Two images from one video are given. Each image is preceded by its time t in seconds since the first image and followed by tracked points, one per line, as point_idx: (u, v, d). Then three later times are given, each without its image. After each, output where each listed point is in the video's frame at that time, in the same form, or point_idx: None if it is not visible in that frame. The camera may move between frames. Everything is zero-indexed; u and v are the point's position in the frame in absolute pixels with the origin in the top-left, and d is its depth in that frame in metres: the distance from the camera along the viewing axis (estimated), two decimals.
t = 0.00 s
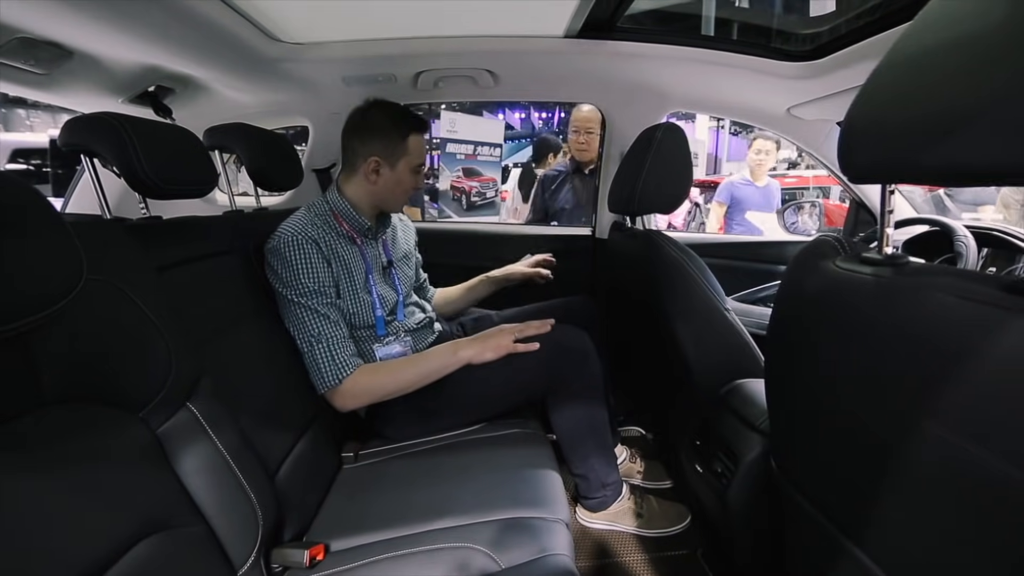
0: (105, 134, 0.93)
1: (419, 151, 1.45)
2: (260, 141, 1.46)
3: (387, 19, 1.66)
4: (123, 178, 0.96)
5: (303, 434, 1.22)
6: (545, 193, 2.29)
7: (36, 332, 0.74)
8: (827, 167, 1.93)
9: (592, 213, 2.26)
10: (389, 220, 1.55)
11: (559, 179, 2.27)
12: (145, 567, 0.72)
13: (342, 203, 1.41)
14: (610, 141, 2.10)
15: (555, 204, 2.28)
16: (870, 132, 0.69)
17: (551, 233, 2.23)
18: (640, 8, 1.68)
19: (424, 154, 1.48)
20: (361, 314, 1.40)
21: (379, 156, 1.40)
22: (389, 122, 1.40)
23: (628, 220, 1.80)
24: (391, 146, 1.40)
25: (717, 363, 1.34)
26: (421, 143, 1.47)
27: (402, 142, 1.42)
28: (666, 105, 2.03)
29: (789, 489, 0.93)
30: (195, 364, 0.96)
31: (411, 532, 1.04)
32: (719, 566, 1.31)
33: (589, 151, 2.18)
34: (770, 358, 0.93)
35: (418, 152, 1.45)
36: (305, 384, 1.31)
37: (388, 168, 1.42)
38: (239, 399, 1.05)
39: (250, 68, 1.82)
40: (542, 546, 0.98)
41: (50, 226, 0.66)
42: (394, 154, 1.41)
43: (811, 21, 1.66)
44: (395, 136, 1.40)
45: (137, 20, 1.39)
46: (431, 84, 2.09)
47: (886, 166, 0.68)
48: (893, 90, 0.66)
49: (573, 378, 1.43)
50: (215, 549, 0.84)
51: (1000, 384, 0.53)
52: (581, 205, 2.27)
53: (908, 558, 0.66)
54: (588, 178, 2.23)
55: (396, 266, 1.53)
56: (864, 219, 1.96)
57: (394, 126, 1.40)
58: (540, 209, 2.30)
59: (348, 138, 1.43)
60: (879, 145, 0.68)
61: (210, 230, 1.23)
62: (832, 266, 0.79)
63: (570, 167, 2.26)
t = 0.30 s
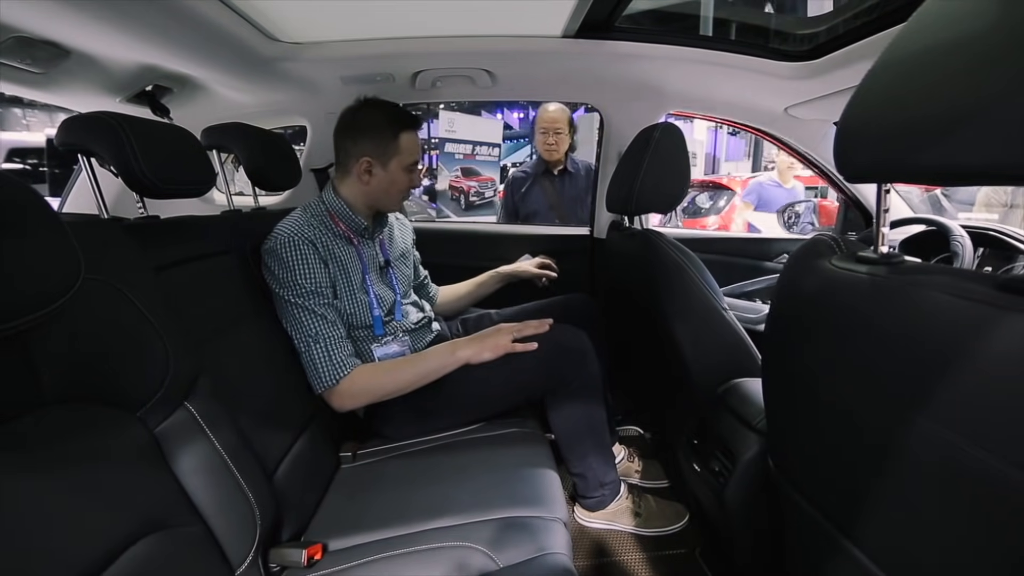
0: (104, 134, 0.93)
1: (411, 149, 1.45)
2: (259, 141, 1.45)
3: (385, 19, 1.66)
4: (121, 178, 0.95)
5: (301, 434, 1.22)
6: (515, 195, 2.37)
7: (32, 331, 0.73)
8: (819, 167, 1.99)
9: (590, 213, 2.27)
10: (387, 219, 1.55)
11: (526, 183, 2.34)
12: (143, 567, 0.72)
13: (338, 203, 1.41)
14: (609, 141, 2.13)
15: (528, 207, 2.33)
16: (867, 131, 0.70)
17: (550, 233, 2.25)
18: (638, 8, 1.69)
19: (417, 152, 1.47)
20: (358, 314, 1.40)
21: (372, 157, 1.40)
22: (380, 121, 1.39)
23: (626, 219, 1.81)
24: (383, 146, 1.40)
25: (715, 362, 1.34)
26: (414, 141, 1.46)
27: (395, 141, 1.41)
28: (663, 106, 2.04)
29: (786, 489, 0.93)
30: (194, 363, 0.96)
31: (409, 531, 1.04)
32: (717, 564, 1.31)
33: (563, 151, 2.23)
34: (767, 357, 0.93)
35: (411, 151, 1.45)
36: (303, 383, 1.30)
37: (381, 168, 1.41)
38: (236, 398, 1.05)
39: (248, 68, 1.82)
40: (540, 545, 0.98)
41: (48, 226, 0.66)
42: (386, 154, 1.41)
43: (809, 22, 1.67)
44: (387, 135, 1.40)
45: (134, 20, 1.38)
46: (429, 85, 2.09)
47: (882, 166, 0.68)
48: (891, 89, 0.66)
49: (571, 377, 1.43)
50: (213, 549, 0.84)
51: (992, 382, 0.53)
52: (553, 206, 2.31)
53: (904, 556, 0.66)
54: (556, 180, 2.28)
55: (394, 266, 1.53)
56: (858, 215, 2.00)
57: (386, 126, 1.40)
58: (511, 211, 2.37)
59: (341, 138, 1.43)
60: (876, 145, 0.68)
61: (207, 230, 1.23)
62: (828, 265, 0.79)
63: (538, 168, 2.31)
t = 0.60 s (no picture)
0: (101, 134, 0.93)
1: (360, 132, 1.43)
2: (257, 140, 1.45)
3: (382, 19, 1.66)
4: (119, 178, 0.96)
5: (298, 433, 1.22)
6: (508, 196, 2.39)
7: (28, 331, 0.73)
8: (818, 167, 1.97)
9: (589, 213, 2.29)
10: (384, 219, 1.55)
11: (519, 183, 2.37)
12: (139, 567, 0.72)
13: (333, 201, 1.42)
14: (606, 140, 2.15)
15: (522, 207, 2.36)
16: (862, 131, 0.70)
17: (548, 233, 2.26)
18: (635, 8, 1.69)
19: (372, 135, 1.44)
20: (355, 314, 1.40)
21: (324, 150, 1.47)
22: (330, 114, 1.46)
23: (624, 220, 1.82)
24: (331, 136, 1.45)
25: (712, 362, 1.35)
26: (368, 124, 1.45)
27: (339, 127, 1.44)
28: (660, 106, 2.05)
29: (782, 488, 0.93)
30: (191, 363, 0.96)
31: (406, 531, 1.04)
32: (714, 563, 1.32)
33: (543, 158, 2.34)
34: (762, 355, 0.94)
35: (360, 133, 1.44)
36: (301, 383, 1.30)
37: (337, 159, 1.46)
38: (233, 397, 1.05)
39: (246, 68, 1.82)
40: (538, 544, 0.98)
41: (43, 226, 0.66)
42: (334, 143, 1.45)
43: (806, 22, 1.68)
44: (333, 123, 1.44)
45: (130, 19, 1.38)
46: (426, 85, 2.09)
47: (876, 166, 0.69)
48: (886, 89, 0.66)
49: (568, 376, 1.43)
50: (210, 549, 0.84)
51: (985, 380, 0.54)
52: (546, 206, 2.35)
53: (899, 554, 0.67)
54: (548, 180, 2.33)
55: (391, 265, 1.53)
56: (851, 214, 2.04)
57: (332, 116, 1.45)
58: (503, 210, 2.41)
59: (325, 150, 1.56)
60: (871, 145, 0.69)
61: (204, 230, 1.23)
62: (824, 264, 0.79)
63: (531, 168, 2.34)
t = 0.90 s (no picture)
0: (91, 132, 0.92)
1: (332, 125, 1.43)
2: (251, 139, 1.45)
3: (377, 17, 1.65)
4: (109, 177, 0.95)
5: (292, 433, 1.21)
6: (509, 193, 2.39)
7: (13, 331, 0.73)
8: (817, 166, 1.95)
9: (584, 214, 2.30)
10: (376, 218, 1.56)
11: (521, 179, 2.37)
12: (128, 567, 0.71)
13: (324, 201, 1.42)
14: (601, 140, 2.16)
15: (522, 206, 2.36)
16: (853, 128, 0.70)
17: (546, 233, 2.27)
18: (630, 7, 1.69)
19: (343, 126, 1.44)
20: (349, 314, 1.39)
21: (304, 154, 1.49)
22: (302, 114, 1.47)
23: (620, 219, 1.82)
24: (307, 139, 1.47)
25: (707, 361, 1.34)
26: (339, 116, 1.44)
27: (312, 127, 1.45)
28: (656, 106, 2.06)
29: (777, 487, 0.93)
30: (183, 363, 0.95)
31: (400, 531, 1.04)
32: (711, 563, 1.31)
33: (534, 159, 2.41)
34: (756, 354, 0.94)
35: (331, 127, 1.43)
36: (295, 383, 1.30)
37: (316, 156, 1.46)
38: (226, 397, 1.04)
39: (240, 67, 1.81)
40: (531, 544, 0.98)
41: (27, 226, 0.65)
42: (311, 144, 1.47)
43: (803, 20, 1.68)
44: (306, 125, 1.46)
45: (123, 18, 1.38)
46: (422, 84, 2.08)
47: (868, 164, 0.68)
48: (878, 86, 0.66)
49: (563, 376, 1.43)
50: (201, 550, 0.84)
51: (975, 382, 0.53)
52: (547, 206, 2.36)
53: (891, 553, 0.66)
54: (550, 180, 2.33)
55: (385, 265, 1.53)
56: (846, 216, 2.01)
57: (305, 118, 1.46)
58: (504, 208, 2.41)
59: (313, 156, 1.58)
60: (863, 142, 0.68)
61: (197, 229, 1.22)
62: (816, 264, 0.79)
63: (534, 166, 2.34)
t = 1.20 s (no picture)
0: (78, 132, 0.92)
1: (325, 125, 1.43)
2: (244, 139, 1.44)
3: (370, 16, 1.64)
4: (96, 177, 0.94)
5: (284, 434, 1.21)
6: (511, 193, 2.38)
7: None
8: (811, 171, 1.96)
9: (580, 215, 2.31)
10: (369, 218, 1.55)
11: (523, 179, 2.36)
12: (114, 569, 0.71)
13: (318, 201, 1.42)
14: (596, 140, 2.17)
15: (525, 206, 2.36)
16: (842, 128, 0.69)
17: (542, 233, 2.27)
18: (623, 6, 1.68)
19: (336, 126, 1.43)
20: (342, 314, 1.39)
21: (298, 155, 1.48)
22: (294, 114, 1.46)
23: (615, 219, 1.82)
24: (300, 139, 1.46)
25: (700, 362, 1.34)
26: (331, 115, 1.43)
27: (305, 127, 1.44)
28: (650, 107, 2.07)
29: (768, 487, 0.93)
30: (171, 363, 0.95)
31: (391, 532, 1.03)
32: (703, 563, 1.31)
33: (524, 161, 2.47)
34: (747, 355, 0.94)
35: (323, 126, 1.43)
36: (287, 384, 1.29)
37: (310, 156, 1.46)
38: (216, 398, 1.04)
39: (234, 67, 1.81)
40: (522, 546, 0.97)
41: (7, 226, 0.65)
42: (303, 144, 1.46)
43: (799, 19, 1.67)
44: (299, 125, 1.45)
45: (112, 18, 1.37)
46: (415, 84, 2.07)
47: (856, 163, 0.68)
48: (867, 86, 0.66)
49: (556, 377, 1.43)
50: (190, 551, 0.83)
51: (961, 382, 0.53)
52: (549, 206, 2.36)
53: (880, 555, 0.66)
54: (552, 179, 2.32)
55: (378, 265, 1.52)
56: (840, 216, 1.99)
57: (297, 118, 1.46)
58: (506, 208, 2.40)
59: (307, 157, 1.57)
60: (853, 142, 0.68)
61: (188, 229, 1.22)
62: (806, 263, 0.79)
63: (536, 166, 2.33)
